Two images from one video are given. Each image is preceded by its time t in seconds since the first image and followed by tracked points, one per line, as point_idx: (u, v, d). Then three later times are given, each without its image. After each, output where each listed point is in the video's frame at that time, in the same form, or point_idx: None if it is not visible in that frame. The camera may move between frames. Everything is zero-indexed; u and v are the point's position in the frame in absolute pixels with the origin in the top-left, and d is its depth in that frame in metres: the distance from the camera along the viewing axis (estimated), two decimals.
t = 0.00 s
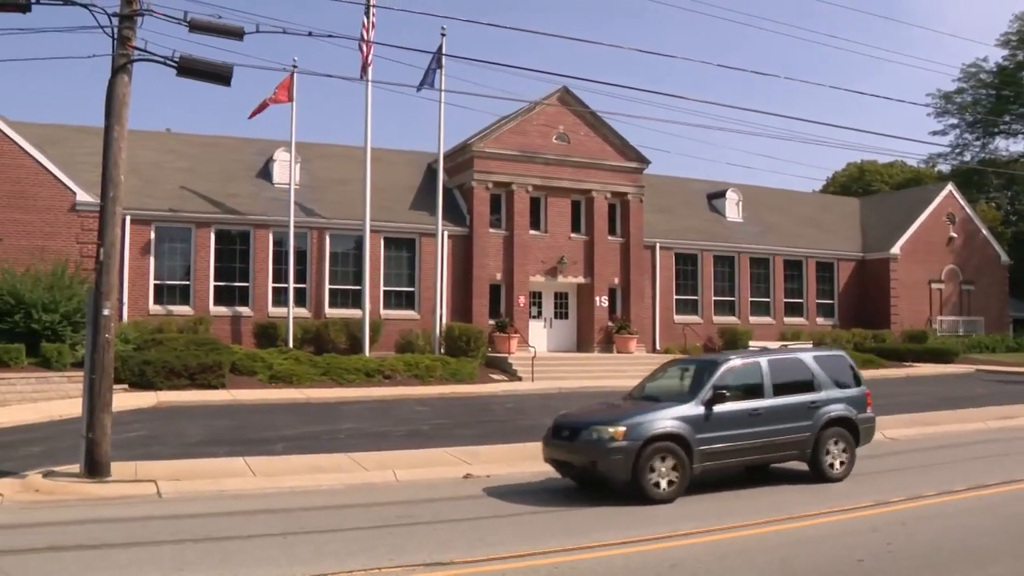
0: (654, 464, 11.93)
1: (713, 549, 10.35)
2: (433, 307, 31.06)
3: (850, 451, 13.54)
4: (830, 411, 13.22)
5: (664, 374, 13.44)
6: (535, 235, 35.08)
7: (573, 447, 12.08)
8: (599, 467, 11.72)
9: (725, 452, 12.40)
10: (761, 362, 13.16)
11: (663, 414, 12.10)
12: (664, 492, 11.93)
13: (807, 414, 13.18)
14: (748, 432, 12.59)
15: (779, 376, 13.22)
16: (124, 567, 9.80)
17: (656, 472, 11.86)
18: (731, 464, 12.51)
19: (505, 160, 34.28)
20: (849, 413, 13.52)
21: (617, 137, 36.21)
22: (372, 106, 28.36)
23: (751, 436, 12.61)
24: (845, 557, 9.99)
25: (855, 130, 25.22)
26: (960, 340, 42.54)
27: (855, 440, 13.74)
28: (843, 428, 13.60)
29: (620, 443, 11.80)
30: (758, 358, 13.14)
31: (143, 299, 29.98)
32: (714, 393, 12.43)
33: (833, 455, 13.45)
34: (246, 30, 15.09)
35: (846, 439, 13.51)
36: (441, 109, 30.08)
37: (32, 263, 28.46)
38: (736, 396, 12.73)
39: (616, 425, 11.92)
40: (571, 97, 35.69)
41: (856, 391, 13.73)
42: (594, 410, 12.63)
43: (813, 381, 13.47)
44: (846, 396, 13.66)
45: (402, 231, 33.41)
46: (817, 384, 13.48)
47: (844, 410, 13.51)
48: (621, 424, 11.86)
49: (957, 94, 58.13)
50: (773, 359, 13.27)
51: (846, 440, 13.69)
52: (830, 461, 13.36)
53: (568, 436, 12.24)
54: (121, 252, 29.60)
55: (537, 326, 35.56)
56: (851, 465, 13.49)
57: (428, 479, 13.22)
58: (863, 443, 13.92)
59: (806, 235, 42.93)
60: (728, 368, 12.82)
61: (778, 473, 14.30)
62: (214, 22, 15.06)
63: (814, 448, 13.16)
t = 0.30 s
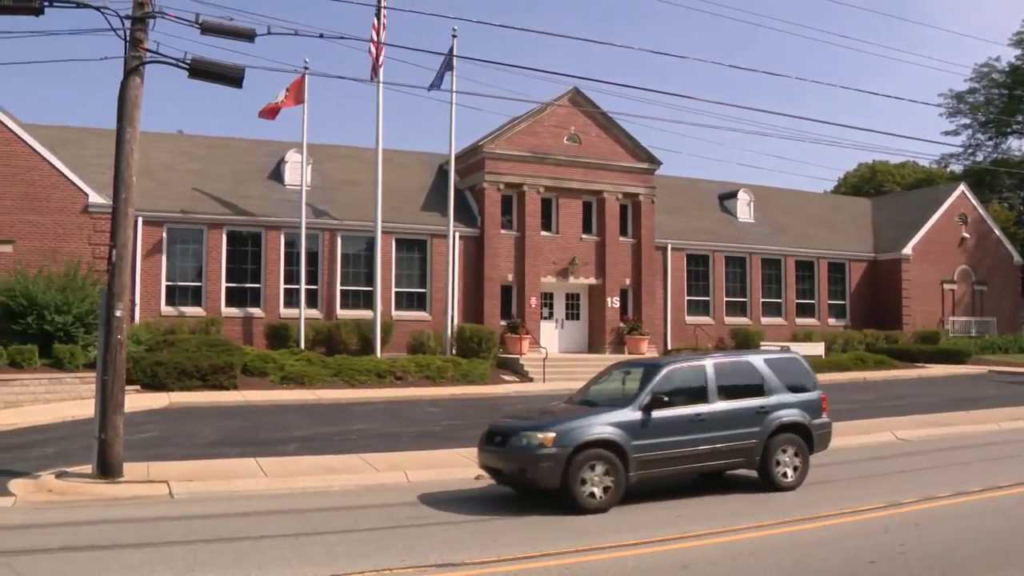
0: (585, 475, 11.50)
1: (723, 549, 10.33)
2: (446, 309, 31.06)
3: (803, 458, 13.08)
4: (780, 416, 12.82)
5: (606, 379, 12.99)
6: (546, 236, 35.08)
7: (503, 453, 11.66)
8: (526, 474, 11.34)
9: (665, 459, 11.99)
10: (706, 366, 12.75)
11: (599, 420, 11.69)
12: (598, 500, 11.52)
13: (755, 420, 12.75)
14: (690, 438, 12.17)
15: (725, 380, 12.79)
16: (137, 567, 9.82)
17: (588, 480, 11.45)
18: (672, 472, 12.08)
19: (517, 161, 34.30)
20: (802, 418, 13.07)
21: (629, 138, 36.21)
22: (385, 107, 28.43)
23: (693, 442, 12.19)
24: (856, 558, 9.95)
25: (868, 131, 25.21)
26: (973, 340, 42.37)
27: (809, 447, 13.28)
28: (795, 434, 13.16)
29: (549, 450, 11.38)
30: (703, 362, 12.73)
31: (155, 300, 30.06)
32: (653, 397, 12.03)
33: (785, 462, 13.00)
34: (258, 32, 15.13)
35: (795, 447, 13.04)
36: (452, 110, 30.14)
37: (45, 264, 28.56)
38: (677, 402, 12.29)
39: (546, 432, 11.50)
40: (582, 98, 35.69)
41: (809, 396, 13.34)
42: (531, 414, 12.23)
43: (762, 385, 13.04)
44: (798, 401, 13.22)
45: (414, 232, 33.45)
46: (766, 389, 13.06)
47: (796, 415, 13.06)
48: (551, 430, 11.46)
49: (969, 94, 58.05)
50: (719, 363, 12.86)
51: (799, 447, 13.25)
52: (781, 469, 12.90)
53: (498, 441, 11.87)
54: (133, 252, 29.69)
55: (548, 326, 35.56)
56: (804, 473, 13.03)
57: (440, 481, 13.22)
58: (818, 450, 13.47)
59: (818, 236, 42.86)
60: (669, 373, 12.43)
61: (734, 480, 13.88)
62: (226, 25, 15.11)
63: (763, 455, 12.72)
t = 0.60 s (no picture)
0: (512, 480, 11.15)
1: (730, 549, 10.32)
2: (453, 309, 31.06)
3: (749, 464, 12.59)
4: (722, 420, 12.35)
5: (545, 380, 12.63)
6: (553, 236, 35.09)
7: (429, 457, 11.37)
8: (450, 479, 11.04)
9: (598, 465, 11.62)
10: (644, 367, 12.33)
11: (527, 424, 11.34)
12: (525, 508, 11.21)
13: (696, 424, 12.29)
14: (624, 443, 11.78)
15: (665, 383, 12.37)
16: (144, 567, 9.83)
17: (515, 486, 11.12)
18: (605, 478, 11.70)
19: (524, 160, 34.30)
20: (747, 422, 12.58)
21: (636, 138, 36.19)
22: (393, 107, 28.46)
23: (628, 447, 11.80)
24: (864, 559, 9.94)
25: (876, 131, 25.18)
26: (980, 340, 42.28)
27: (756, 452, 12.79)
28: (741, 440, 12.68)
29: (473, 454, 11.06)
30: (643, 364, 12.34)
31: (161, 300, 30.10)
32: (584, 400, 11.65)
33: (730, 469, 12.51)
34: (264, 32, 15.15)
35: (741, 453, 12.56)
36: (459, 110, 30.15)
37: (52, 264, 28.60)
38: (612, 405, 11.90)
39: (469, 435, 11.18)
40: (589, 98, 35.68)
41: (757, 400, 12.85)
42: (464, 416, 11.91)
43: (705, 388, 12.59)
44: (744, 404, 12.73)
45: (420, 232, 33.45)
46: (710, 392, 12.59)
47: (741, 419, 12.56)
48: (476, 434, 11.13)
49: (977, 94, 57.96)
50: (659, 364, 12.43)
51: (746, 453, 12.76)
52: (724, 476, 12.45)
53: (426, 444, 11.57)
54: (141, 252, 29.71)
55: (555, 326, 35.57)
56: (750, 480, 12.53)
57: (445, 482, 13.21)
58: (768, 456, 12.96)
59: (824, 235, 42.81)
60: (604, 374, 12.03)
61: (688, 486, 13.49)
62: (233, 25, 15.12)
63: (704, 461, 12.28)
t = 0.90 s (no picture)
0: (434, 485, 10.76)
1: (730, 549, 10.33)
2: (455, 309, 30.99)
3: (689, 469, 12.18)
4: (659, 424, 11.94)
5: (477, 383, 12.24)
6: (554, 235, 35.10)
7: (352, 461, 11.04)
8: (369, 485, 10.70)
9: (527, 470, 11.21)
10: (578, 369, 11.94)
11: (451, 428, 10.96)
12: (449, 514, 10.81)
13: (632, 428, 11.88)
14: (553, 448, 11.37)
15: (600, 385, 11.95)
16: (146, 566, 9.83)
17: (436, 491, 10.72)
18: (535, 485, 11.29)
19: (526, 160, 34.30)
20: (687, 426, 12.16)
21: (637, 138, 36.19)
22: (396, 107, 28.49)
23: (560, 452, 11.39)
24: (866, 559, 9.93)
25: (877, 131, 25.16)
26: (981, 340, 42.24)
27: (698, 457, 12.37)
28: (682, 444, 12.26)
29: (393, 459, 10.70)
30: (576, 365, 11.94)
31: (163, 301, 30.11)
32: (512, 404, 11.26)
33: (669, 474, 12.11)
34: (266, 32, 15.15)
35: (680, 457, 12.15)
36: (461, 110, 30.15)
37: (54, 264, 28.62)
38: (541, 409, 11.50)
39: (389, 439, 10.82)
40: (591, 98, 35.67)
41: (698, 403, 12.42)
42: (393, 420, 11.54)
43: (643, 391, 12.18)
44: (684, 407, 12.29)
45: (422, 232, 33.46)
46: (648, 394, 12.19)
47: (681, 424, 12.13)
48: (396, 438, 10.79)
49: (978, 93, 57.92)
50: (594, 366, 12.03)
51: (687, 457, 12.33)
52: (663, 481, 12.04)
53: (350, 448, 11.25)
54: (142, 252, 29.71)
55: (556, 326, 35.59)
56: (690, 486, 12.12)
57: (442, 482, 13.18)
58: (710, 461, 12.52)
59: (825, 235, 42.79)
60: (534, 377, 11.64)
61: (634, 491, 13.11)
62: (233, 25, 15.11)
63: (640, 466, 11.88)
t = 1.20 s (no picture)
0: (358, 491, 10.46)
1: (730, 549, 10.34)
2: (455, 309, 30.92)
3: (630, 475, 11.81)
4: (597, 428, 11.59)
5: (413, 383, 11.92)
6: (554, 236, 35.11)
7: (279, 464, 10.77)
8: (292, 488, 10.43)
9: (458, 475, 10.87)
10: (513, 370, 11.61)
11: (378, 431, 10.66)
12: (375, 519, 10.51)
13: (569, 432, 11.54)
14: (486, 453, 11.03)
15: (536, 388, 11.62)
16: (146, 567, 9.83)
17: (362, 495, 10.43)
18: (466, 490, 10.96)
19: (526, 161, 34.30)
20: (627, 429, 11.82)
21: (637, 138, 36.21)
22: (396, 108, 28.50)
23: (492, 457, 11.05)
24: (866, 559, 9.93)
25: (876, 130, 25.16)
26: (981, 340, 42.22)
27: (640, 463, 12.03)
28: (623, 449, 11.91)
29: (317, 462, 10.41)
30: (511, 367, 11.61)
31: (163, 300, 30.12)
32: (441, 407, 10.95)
33: (610, 479, 11.74)
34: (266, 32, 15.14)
35: (621, 463, 11.78)
36: (460, 110, 30.15)
37: (54, 264, 28.62)
38: (473, 412, 11.17)
39: (313, 442, 10.55)
40: (591, 98, 35.69)
41: (641, 406, 12.07)
42: (323, 422, 11.26)
43: (583, 394, 11.85)
44: (626, 411, 11.94)
45: (422, 232, 33.47)
46: (587, 397, 11.85)
47: (621, 428, 11.79)
48: (320, 441, 10.51)
49: (978, 93, 57.91)
50: (530, 368, 11.70)
51: (628, 463, 11.95)
52: (602, 487, 11.67)
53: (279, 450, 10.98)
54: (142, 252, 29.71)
55: (556, 326, 35.59)
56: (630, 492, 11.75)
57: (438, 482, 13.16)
58: (654, 467, 12.14)
59: (825, 235, 42.79)
60: (466, 379, 11.31)
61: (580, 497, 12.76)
62: (233, 25, 15.11)
63: (577, 471, 11.53)
